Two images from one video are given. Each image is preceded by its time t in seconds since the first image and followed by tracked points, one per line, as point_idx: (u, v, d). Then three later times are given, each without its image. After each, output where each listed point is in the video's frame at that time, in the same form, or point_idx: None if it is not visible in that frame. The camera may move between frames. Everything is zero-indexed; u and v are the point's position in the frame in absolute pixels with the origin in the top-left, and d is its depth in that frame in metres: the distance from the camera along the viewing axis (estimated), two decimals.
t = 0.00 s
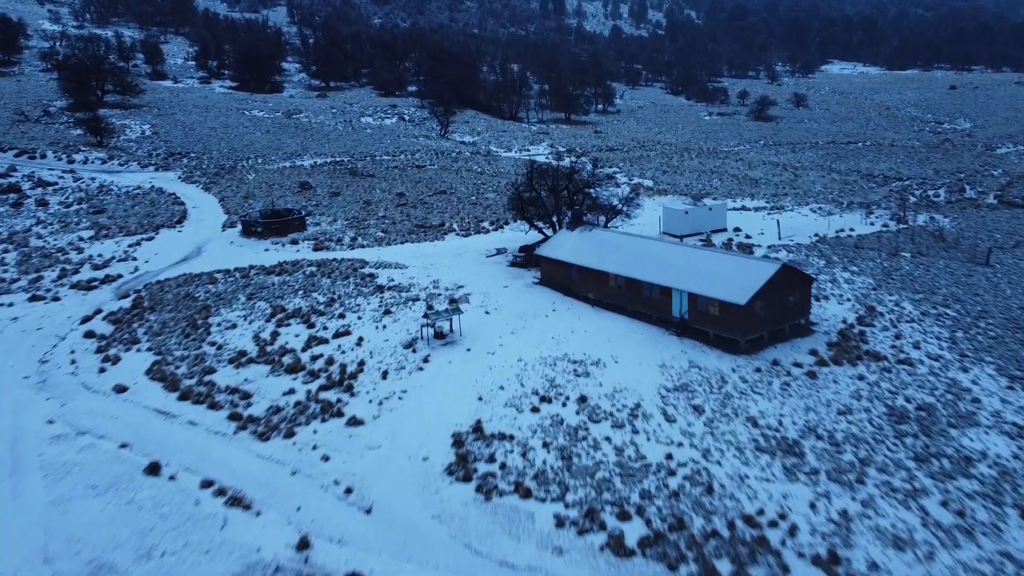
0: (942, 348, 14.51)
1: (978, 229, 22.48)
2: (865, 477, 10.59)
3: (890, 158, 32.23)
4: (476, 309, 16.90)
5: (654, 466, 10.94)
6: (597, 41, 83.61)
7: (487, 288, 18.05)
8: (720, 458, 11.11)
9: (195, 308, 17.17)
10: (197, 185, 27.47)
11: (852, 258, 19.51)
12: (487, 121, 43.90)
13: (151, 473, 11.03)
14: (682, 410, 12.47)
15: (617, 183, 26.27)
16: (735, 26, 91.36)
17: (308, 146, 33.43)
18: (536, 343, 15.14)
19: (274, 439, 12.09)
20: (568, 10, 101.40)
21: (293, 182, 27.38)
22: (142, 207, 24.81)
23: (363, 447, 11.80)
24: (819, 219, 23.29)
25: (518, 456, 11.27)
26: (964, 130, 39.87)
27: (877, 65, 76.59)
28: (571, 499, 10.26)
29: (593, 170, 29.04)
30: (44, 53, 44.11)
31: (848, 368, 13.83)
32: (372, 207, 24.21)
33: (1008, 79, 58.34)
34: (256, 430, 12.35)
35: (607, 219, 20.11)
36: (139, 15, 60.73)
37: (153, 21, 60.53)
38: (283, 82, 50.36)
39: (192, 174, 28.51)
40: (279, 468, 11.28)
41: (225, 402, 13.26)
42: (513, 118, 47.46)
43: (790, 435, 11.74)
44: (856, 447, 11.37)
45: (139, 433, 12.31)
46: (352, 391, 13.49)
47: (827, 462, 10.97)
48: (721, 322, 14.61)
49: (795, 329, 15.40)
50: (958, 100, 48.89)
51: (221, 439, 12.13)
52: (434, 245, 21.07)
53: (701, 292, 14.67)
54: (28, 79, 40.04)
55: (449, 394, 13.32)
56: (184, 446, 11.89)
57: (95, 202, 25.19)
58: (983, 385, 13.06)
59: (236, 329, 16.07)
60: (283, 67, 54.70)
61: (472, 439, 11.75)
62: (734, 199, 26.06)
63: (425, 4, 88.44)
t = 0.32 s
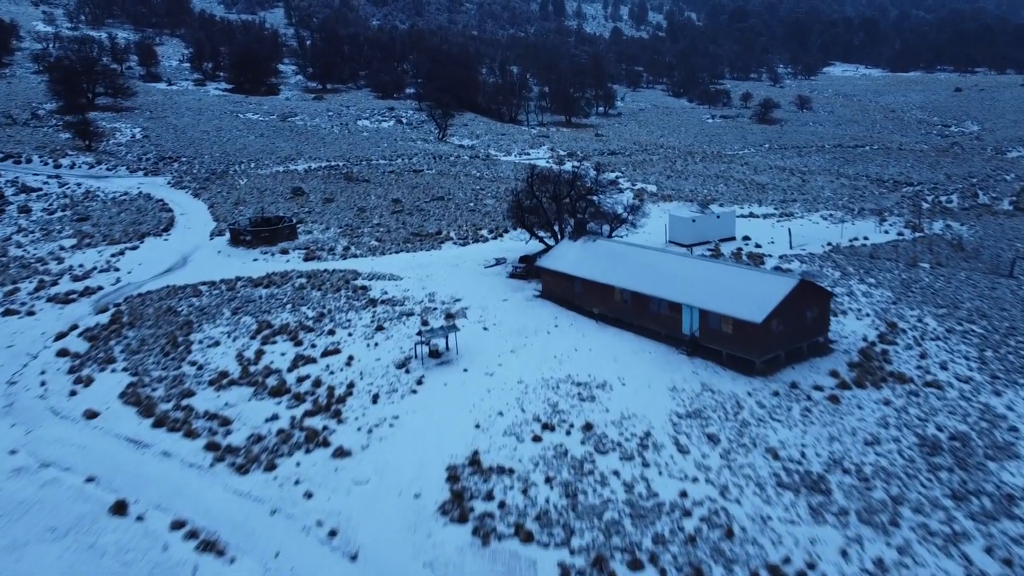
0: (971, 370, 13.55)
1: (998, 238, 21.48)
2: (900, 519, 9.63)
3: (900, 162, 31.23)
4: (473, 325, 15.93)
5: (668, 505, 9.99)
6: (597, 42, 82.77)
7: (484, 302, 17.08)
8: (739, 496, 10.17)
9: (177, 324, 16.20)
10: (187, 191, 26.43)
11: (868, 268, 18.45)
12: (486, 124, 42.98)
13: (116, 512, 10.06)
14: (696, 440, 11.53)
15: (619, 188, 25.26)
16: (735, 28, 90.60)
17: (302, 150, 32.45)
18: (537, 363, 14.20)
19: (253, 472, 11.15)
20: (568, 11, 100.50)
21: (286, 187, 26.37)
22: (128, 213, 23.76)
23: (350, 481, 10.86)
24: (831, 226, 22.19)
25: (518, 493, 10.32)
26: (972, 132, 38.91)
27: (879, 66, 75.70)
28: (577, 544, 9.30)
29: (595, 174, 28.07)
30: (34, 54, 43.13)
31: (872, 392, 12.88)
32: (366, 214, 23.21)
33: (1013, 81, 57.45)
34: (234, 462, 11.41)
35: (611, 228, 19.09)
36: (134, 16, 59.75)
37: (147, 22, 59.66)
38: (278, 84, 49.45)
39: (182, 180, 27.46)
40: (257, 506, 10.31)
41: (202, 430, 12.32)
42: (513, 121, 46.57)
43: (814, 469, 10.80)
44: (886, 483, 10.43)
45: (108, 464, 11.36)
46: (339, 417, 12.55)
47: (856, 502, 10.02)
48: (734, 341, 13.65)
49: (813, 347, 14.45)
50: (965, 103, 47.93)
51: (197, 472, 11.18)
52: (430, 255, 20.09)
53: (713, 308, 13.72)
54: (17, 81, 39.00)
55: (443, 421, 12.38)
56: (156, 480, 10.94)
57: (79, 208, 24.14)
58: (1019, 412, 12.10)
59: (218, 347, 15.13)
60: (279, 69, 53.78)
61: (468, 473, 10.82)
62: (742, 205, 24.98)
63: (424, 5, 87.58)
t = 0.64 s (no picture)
0: (1005, 405, 12.55)
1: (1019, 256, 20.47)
2: None
3: (910, 175, 30.37)
4: (470, 353, 14.98)
5: (685, 565, 8.98)
6: (597, 54, 82.39)
7: (482, 327, 16.13)
8: (764, 553, 9.17)
9: (156, 352, 15.24)
10: (176, 206, 25.45)
11: (886, 289, 17.46)
12: (485, 137, 42.22)
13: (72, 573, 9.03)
14: (713, 486, 10.55)
15: (622, 204, 24.36)
16: (735, 39, 90.37)
17: (296, 164, 31.57)
18: (539, 397, 13.24)
19: (227, 524, 10.15)
20: (568, 22, 100.30)
21: (278, 203, 25.47)
22: (113, 230, 22.77)
23: (334, 535, 9.88)
24: (843, 244, 21.19)
25: (518, 550, 9.32)
26: (980, 145, 38.11)
27: (880, 78, 75.26)
28: None
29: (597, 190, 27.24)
30: (26, 66, 42.45)
31: (901, 430, 11.90)
32: (360, 230, 22.25)
33: (1017, 93, 56.88)
34: (208, 511, 10.41)
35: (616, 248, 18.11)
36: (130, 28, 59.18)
37: (144, 34, 59.21)
38: (275, 97, 48.80)
39: (172, 195, 26.46)
40: (230, 565, 9.31)
41: (174, 473, 11.34)
42: (512, 134, 45.89)
43: (844, 521, 9.80)
44: (926, 538, 9.41)
45: (69, 515, 10.34)
46: (324, 459, 11.58)
47: (894, 561, 9.01)
48: (752, 373, 12.70)
49: (834, 379, 13.48)
50: (970, 115, 47.25)
51: (166, 523, 10.17)
52: (426, 276, 19.13)
53: (729, 338, 12.78)
54: (8, 94, 38.18)
55: (437, 463, 11.40)
56: (119, 533, 9.92)
57: (63, 225, 23.13)
58: None
59: (198, 379, 14.16)
60: (275, 81, 53.18)
61: (463, 526, 9.83)
62: (750, 221, 24.04)
63: (423, 17, 87.29)
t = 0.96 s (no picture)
0: None
1: None
2: None
3: (917, 200, 29.78)
4: (467, 391, 14.10)
5: None
6: (597, 77, 82.66)
7: (481, 362, 15.29)
8: None
9: (134, 391, 14.36)
10: (165, 232, 24.73)
11: (903, 320, 16.66)
12: (484, 161, 41.75)
13: None
14: (732, 545, 9.62)
15: (625, 229, 23.69)
16: (734, 63, 90.89)
17: (292, 188, 30.95)
18: (541, 440, 12.36)
19: None
20: (567, 45, 100.96)
21: (271, 228, 24.77)
22: (99, 258, 22.02)
23: None
24: (855, 272, 20.37)
25: None
26: (986, 169, 37.59)
27: (879, 101, 75.37)
28: None
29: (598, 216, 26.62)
30: (22, 89, 42.14)
31: (933, 480, 10.99)
32: (354, 257, 21.50)
33: (1018, 116, 56.81)
34: (177, 573, 9.45)
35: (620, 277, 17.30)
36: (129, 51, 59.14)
37: (143, 57, 59.26)
38: (273, 120, 48.49)
39: (162, 221, 25.76)
40: None
41: (144, 528, 10.41)
42: (512, 157, 45.51)
43: None
44: None
45: None
46: (308, 512, 10.65)
47: None
48: (769, 416, 11.85)
49: (856, 421, 12.60)
50: (972, 140, 47.00)
51: None
52: (421, 306, 18.31)
53: (744, 378, 11.95)
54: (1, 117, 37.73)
55: (430, 517, 10.46)
56: None
57: (48, 252, 22.38)
58: None
59: (176, 420, 13.28)
60: (274, 104, 52.97)
61: None
62: (757, 246, 23.27)
63: (423, 41, 87.72)
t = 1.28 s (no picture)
0: None
1: None
2: None
3: (927, 233, 29.11)
4: (464, 442, 13.08)
5: None
6: (596, 109, 83.08)
7: (479, 410, 14.29)
8: None
9: (104, 443, 13.31)
10: (152, 267, 23.92)
11: (926, 363, 15.73)
12: (484, 192, 41.23)
13: None
14: None
15: (628, 264, 22.96)
16: (733, 95, 91.57)
17: (286, 221, 30.30)
18: (543, 500, 11.29)
19: None
20: (566, 78, 101.92)
21: (264, 263, 24.01)
22: (81, 294, 21.18)
23: None
24: (870, 309, 19.53)
25: None
26: (993, 201, 37.08)
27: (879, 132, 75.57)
28: None
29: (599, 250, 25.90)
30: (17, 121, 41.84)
31: (979, 547, 9.89)
32: (347, 292, 20.68)
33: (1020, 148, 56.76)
34: None
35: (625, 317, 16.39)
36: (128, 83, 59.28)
37: (141, 88, 59.42)
38: (270, 151, 48.25)
39: (150, 256, 24.99)
40: None
41: None
42: (511, 188, 45.05)
43: None
44: None
45: None
46: None
47: None
48: (793, 475, 10.84)
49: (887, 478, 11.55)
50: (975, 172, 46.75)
51: None
52: (416, 347, 17.37)
53: (765, 433, 11.00)
54: None
55: None
56: None
57: (28, 289, 21.52)
58: None
59: (147, 477, 12.20)
60: (272, 135, 52.82)
61: None
62: (765, 281, 22.47)
63: (423, 73, 88.45)
